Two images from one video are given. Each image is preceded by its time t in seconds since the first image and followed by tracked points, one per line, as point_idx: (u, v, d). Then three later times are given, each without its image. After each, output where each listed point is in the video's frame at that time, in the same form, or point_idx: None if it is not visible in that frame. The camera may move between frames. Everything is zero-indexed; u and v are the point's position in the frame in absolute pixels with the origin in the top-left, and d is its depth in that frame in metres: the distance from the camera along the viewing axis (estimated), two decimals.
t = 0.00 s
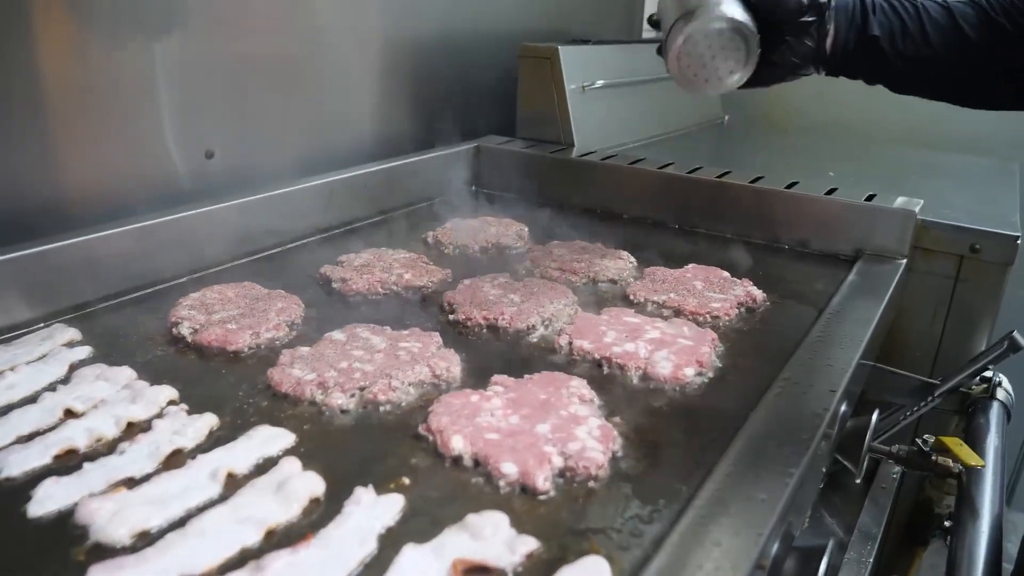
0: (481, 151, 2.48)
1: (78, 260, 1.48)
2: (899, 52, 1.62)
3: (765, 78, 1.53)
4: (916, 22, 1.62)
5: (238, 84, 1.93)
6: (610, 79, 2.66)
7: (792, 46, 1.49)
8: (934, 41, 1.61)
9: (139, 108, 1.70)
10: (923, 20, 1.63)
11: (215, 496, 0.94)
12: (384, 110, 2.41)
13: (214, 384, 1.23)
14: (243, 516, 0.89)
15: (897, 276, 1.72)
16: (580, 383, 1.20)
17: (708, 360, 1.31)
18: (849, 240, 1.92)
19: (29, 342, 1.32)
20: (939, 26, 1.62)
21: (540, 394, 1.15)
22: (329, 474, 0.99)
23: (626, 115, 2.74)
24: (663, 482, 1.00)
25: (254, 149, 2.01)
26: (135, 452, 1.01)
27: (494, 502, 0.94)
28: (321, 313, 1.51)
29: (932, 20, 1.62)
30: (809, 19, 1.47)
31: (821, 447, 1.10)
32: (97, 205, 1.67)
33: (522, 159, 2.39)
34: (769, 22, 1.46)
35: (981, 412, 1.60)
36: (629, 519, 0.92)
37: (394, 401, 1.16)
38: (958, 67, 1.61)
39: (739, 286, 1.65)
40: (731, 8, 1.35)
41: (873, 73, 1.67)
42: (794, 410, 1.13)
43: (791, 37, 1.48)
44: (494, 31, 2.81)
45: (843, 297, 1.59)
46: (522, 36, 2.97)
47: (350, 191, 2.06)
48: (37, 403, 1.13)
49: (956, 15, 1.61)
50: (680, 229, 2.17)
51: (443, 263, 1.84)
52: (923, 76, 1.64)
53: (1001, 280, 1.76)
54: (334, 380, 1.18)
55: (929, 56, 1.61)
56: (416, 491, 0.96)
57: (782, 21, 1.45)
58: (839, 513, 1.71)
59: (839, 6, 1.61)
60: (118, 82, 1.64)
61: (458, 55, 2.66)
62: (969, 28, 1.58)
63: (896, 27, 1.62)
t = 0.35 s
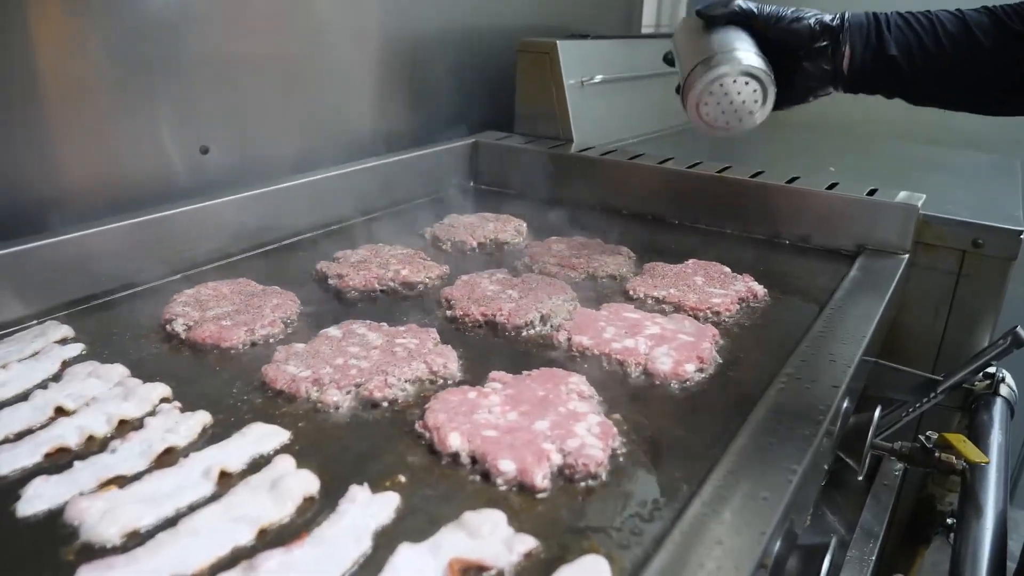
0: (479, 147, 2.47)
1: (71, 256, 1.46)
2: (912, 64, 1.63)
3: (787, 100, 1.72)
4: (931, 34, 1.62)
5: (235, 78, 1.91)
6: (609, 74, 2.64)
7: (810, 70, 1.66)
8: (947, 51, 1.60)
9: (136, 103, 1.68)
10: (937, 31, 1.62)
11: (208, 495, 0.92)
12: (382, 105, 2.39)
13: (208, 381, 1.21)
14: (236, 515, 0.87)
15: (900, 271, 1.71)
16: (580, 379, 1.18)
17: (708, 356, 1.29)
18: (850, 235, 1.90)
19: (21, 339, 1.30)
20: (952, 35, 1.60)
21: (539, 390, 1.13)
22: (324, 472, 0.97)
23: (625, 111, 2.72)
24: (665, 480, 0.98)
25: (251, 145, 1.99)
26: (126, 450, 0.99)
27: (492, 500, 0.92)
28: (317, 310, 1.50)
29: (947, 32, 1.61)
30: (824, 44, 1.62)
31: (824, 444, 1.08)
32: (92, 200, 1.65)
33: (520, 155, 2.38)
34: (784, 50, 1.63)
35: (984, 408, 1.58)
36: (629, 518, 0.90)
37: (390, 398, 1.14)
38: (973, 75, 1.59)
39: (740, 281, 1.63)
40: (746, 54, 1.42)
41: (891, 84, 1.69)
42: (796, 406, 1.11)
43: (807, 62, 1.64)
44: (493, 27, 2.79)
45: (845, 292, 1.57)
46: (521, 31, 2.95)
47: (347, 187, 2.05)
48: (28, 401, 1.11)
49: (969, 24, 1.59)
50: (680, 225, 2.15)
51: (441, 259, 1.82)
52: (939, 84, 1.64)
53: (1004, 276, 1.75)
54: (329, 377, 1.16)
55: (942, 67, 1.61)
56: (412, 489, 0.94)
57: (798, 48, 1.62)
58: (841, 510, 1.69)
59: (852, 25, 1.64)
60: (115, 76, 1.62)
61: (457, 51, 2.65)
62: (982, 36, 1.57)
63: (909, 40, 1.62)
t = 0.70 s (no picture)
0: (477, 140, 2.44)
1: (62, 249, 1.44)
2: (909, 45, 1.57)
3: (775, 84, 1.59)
4: (927, 14, 1.55)
5: (231, 70, 1.89)
6: (608, 65, 2.62)
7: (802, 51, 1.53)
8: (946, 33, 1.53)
9: (130, 95, 1.66)
10: (935, 11, 1.55)
11: (194, 491, 0.90)
12: (380, 98, 2.37)
13: (198, 375, 1.19)
14: (223, 511, 0.85)
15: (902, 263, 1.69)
16: (575, 373, 1.16)
17: (707, 349, 1.27)
18: (852, 227, 1.88)
19: (10, 333, 1.28)
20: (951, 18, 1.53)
21: (533, 384, 1.12)
22: (313, 468, 0.95)
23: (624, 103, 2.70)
24: (661, 475, 0.96)
25: (248, 138, 1.97)
26: (113, 445, 0.98)
27: (484, 496, 0.90)
28: (311, 303, 1.48)
29: (945, 15, 1.54)
30: (815, 21, 1.50)
31: (824, 439, 1.06)
32: (86, 194, 1.63)
33: (518, 148, 2.35)
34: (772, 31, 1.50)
35: (987, 403, 1.56)
36: (624, 514, 0.88)
37: (382, 392, 1.12)
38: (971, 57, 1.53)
39: (739, 274, 1.61)
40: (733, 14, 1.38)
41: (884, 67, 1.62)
42: (795, 400, 1.10)
43: (797, 42, 1.51)
44: (491, 19, 2.77)
45: (846, 285, 1.55)
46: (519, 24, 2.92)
47: (343, 180, 2.03)
48: (15, 396, 1.09)
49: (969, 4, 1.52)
50: (679, 218, 2.13)
51: (437, 253, 1.80)
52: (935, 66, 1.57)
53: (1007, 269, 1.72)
54: (320, 371, 1.14)
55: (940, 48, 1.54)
56: (403, 485, 0.92)
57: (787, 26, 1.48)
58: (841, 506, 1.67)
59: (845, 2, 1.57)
60: (108, 67, 1.60)
61: (455, 43, 2.62)
62: (983, 19, 1.49)
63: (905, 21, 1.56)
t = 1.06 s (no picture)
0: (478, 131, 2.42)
1: (55, 240, 1.43)
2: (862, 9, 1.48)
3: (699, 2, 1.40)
4: (872, 0, 1.42)
5: (228, 60, 1.86)
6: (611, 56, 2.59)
7: None
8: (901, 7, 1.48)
9: (128, 83, 1.63)
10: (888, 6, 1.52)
11: (182, 484, 0.88)
12: (380, 89, 2.35)
13: (190, 368, 1.18)
14: (209, 505, 0.84)
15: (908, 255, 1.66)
16: (572, 365, 1.14)
17: (707, 341, 1.25)
18: (857, 218, 1.85)
19: (2, 326, 1.27)
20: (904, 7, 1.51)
21: (528, 376, 1.10)
22: (303, 461, 0.93)
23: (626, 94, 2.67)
24: (658, 469, 0.94)
25: (248, 129, 1.95)
26: (101, 438, 0.96)
27: (476, 490, 0.89)
28: (306, 296, 1.46)
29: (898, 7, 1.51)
30: None
31: (826, 433, 1.04)
32: (82, 186, 1.60)
33: (520, 139, 2.33)
34: None
35: (994, 396, 1.53)
36: (620, 509, 0.86)
37: (375, 384, 1.11)
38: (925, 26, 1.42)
39: (741, 265, 1.59)
40: None
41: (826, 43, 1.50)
42: (797, 393, 1.07)
43: None
44: (492, 9, 2.74)
45: (850, 277, 1.53)
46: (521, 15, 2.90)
47: (342, 172, 2.01)
48: (4, 388, 1.08)
49: None
50: (682, 209, 2.10)
51: (435, 245, 1.78)
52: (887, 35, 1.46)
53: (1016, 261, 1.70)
54: (313, 363, 1.13)
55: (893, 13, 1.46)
56: (394, 478, 0.90)
57: None
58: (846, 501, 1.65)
59: None
60: (104, 56, 1.57)
61: (455, 34, 2.60)
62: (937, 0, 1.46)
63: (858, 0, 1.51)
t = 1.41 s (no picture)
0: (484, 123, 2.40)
1: (56, 230, 1.42)
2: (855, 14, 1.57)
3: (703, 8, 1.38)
4: None
5: (233, 50, 1.84)
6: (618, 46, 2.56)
7: None
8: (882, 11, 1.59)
9: (133, 72, 1.62)
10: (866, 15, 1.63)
11: (175, 473, 0.88)
12: (386, 81, 2.33)
13: (188, 358, 1.17)
14: (201, 493, 0.83)
15: (918, 246, 1.63)
16: (572, 355, 1.12)
17: (710, 332, 1.23)
18: (866, 208, 1.82)
19: (2, 315, 1.26)
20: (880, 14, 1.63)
21: (528, 366, 1.08)
22: (297, 451, 0.92)
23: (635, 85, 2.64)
24: (658, 462, 0.92)
25: (253, 120, 1.94)
26: (95, 427, 0.95)
27: (472, 481, 0.87)
28: (307, 286, 1.45)
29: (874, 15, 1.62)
30: None
31: (831, 425, 1.02)
32: (87, 177, 1.60)
33: (526, 130, 2.31)
34: None
35: (1008, 390, 1.47)
36: (617, 500, 0.85)
37: (372, 374, 1.09)
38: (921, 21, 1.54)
39: (748, 256, 1.56)
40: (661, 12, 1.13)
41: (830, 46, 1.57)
42: (801, 385, 1.05)
43: None
44: None
45: (859, 268, 1.50)
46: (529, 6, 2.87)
47: (346, 163, 2.00)
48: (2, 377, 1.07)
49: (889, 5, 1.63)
50: (689, 200, 2.08)
51: (439, 236, 1.77)
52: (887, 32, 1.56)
53: None
54: (311, 353, 1.12)
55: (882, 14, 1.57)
56: (389, 468, 0.89)
57: None
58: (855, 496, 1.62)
59: None
60: (109, 43, 1.56)
61: (462, 26, 2.58)
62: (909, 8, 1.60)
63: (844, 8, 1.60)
